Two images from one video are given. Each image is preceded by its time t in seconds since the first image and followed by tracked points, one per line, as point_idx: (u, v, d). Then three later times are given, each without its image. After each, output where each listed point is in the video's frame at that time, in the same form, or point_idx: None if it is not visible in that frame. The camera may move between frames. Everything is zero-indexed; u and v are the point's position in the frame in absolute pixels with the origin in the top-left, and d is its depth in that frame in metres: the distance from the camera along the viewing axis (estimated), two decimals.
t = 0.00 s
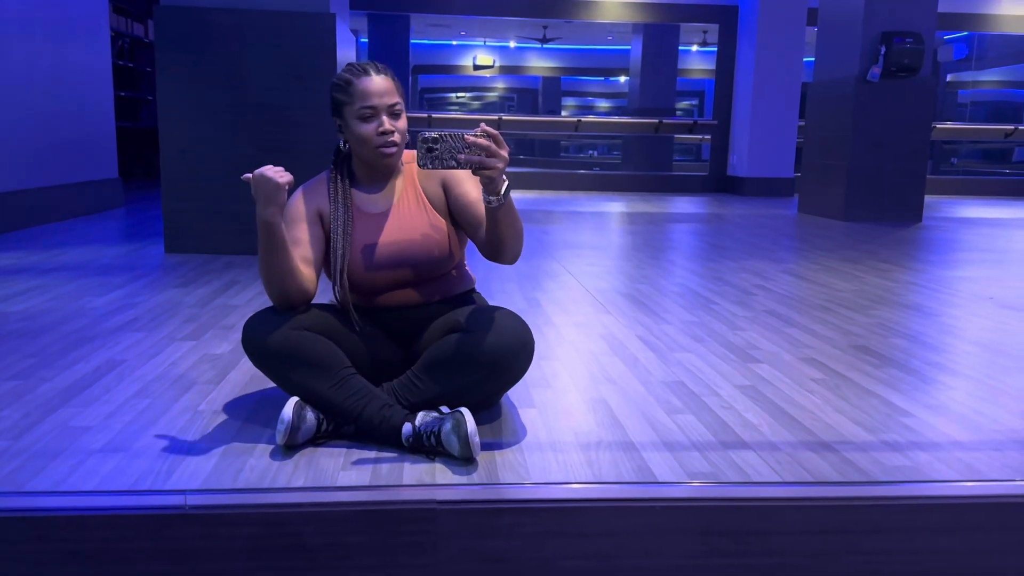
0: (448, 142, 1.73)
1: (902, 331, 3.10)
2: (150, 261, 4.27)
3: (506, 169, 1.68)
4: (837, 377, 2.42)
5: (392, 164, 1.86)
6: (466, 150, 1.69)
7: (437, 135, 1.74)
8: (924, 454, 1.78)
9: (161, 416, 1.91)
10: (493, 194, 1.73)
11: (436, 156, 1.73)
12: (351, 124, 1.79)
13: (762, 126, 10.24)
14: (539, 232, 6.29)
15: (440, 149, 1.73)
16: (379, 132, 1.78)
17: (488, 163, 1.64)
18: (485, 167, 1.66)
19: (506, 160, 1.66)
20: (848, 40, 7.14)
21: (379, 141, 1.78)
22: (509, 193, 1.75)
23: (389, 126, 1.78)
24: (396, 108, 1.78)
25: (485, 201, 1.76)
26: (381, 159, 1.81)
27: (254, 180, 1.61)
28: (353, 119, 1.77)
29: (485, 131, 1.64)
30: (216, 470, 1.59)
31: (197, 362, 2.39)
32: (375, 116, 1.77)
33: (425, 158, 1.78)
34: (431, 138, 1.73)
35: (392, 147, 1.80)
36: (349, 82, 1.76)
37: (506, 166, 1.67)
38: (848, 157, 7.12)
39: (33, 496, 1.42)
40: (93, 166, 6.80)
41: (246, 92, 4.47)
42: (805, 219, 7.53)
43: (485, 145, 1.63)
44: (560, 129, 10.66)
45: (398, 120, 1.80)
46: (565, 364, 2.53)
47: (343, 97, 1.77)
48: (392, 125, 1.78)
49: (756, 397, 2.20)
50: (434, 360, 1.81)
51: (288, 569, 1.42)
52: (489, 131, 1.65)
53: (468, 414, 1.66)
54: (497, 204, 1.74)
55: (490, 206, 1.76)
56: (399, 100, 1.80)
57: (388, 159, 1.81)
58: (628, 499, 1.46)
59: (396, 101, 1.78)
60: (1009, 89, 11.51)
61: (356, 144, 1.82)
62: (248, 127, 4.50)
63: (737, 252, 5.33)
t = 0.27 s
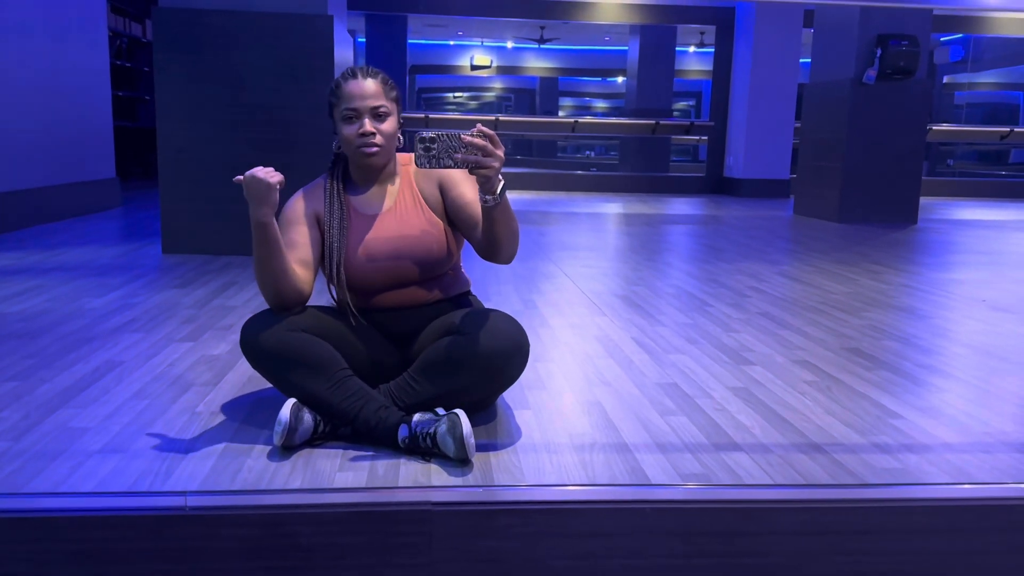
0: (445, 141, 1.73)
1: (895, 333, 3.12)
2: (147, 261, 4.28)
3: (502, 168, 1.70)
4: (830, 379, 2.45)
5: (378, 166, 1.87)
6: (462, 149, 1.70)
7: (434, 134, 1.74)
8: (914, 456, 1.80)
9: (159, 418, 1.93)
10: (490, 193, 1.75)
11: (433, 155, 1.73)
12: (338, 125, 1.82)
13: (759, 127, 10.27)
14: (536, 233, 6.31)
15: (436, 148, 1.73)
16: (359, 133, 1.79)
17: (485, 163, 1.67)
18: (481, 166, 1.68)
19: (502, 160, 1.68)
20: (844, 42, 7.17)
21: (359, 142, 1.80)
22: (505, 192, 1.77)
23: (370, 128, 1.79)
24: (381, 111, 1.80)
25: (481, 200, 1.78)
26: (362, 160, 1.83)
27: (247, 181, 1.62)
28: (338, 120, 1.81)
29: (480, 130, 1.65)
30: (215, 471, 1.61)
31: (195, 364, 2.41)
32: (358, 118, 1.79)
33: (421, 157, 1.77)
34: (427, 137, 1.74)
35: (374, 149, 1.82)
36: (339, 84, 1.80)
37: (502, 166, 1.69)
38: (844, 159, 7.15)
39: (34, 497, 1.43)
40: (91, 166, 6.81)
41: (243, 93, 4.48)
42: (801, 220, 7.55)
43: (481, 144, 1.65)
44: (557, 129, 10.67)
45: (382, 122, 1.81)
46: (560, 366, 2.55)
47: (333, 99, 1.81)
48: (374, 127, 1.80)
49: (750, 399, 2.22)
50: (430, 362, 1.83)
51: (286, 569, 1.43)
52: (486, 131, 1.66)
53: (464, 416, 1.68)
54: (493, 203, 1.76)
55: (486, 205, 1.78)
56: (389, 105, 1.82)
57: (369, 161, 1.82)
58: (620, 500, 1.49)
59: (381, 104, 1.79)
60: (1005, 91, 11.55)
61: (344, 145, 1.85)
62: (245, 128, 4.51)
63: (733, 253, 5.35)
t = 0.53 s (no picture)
0: (444, 141, 1.74)
1: (893, 335, 3.13)
2: (146, 261, 4.28)
3: (500, 168, 1.71)
4: (827, 381, 2.46)
5: (383, 168, 1.87)
6: (461, 149, 1.71)
7: (433, 134, 1.75)
8: (909, 458, 1.81)
9: (158, 417, 1.94)
10: (488, 193, 1.75)
11: (431, 155, 1.74)
12: (342, 126, 1.82)
13: (757, 129, 10.28)
14: (534, 234, 6.32)
15: (435, 148, 1.74)
16: (367, 134, 1.80)
17: (483, 162, 1.68)
18: (479, 166, 1.69)
19: (500, 160, 1.69)
20: (842, 44, 7.19)
21: (366, 143, 1.80)
22: (503, 192, 1.78)
23: (377, 128, 1.80)
24: (386, 112, 1.81)
25: (480, 200, 1.79)
26: (369, 161, 1.83)
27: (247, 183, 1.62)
28: (343, 122, 1.81)
29: (478, 131, 1.65)
30: (214, 470, 1.61)
31: (194, 364, 2.42)
32: (364, 119, 1.80)
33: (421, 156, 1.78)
34: (426, 137, 1.75)
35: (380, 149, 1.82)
36: (342, 86, 1.80)
37: (500, 165, 1.70)
38: (842, 160, 7.16)
39: (34, 496, 1.44)
40: (90, 166, 6.82)
41: (243, 93, 4.49)
42: (799, 222, 7.57)
43: (479, 144, 1.66)
44: (556, 130, 10.68)
45: (387, 123, 1.82)
46: (558, 367, 2.56)
47: (336, 101, 1.81)
48: (381, 128, 1.81)
49: (747, 401, 2.23)
50: (428, 363, 1.84)
51: (285, 568, 1.44)
52: (484, 131, 1.66)
53: (462, 416, 1.69)
54: (491, 203, 1.77)
55: (484, 205, 1.79)
56: (392, 106, 1.83)
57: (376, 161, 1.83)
58: (616, 501, 1.50)
59: (387, 105, 1.80)
60: (1002, 94, 11.57)
61: (348, 146, 1.85)
62: (244, 128, 4.52)
63: (731, 255, 5.37)
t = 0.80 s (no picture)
0: (443, 142, 1.72)
1: (893, 338, 3.12)
2: (146, 261, 4.27)
3: (501, 168, 1.70)
4: (829, 384, 2.45)
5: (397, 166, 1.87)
6: (461, 150, 1.69)
7: (433, 134, 1.73)
8: (913, 462, 1.80)
9: (157, 419, 1.93)
10: (489, 193, 1.74)
11: (432, 155, 1.72)
12: (353, 126, 1.80)
13: (758, 130, 10.27)
14: (534, 234, 6.31)
15: (435, 147, 1.72)
16: (382, 131, 1.79)
17: (483, 163, 1.67)
18: (480, 166, 1.69)
19: (501, 160, 1.68)
20: (843, 46, 7.18)
21: (384, 140, 1.80)
22: (504, 192, 1.77)
23: (392, 123, 1.80)
24: (396, 107, 1.81)
25: (481, 200, 1.78)
26: (386, 159, 1.82)
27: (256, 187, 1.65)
28: (355, 121, 1.79)
29: (479, 130, 1.65)
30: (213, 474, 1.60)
31: (194, 365, 2.41)
32: (377, 116, 1.79)
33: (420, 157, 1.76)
34: (426, 137, 1.73)
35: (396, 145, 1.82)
36: (348, 86, 1.79)
37: (500, 166, 1.69)
38: (843, 162, 7.15)
39: (31, 501, 1.43)
40: (89, 165, 6.81)
41: (243, 93, 4.48)
42: (799, 223, 7.56)
43: (480, 144, 1.65)
44: (557, 131, 10.66)
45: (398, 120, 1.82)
46: (559, 369, 2.55)
47: (343, 101, 1.79)
48: (394, 123, 1.80)
49: (748, 404, 2.22)
50: (429, 365, 1.83)
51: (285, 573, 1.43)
52: (484, 131, 1.66)
53: (462, 419, 1.68)
54: (492, 203, 1.76)
55: (485, 206, 1.78)
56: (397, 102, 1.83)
57: (393, 158, 1.82)
58: (618, 507, 1.49)
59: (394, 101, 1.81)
60: (1003, 95, 11.57)
61: (358, 146, 1.83)
62: (244, 129, 4.51)
63: (731, 256, 5.36)
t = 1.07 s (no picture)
0: (445, 140, 1.71)
1: (893, 338, 3.11)
2: (144, 258, 4.27)
3: (504, 164, 1.69)
4: (826, 383, 2.44)
5: (377, 169, 1.87)
6: (463, 147, 1.69)
7: (434, 133, 1.71)
8: (910, 461, 1.80)
9: (153, 416, 1.92)
10: (492, 189, 1.74)
11: (432, 155, 1.71)
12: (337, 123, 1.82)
13: (759, 130, 10.26)
14: (534, 234, 6.30)
15: (436, 147, 1.70)
16: (355, 137, 1.79)
17: (486, 159, 1.66)
18: (483, 163, 1.67)
19: (503, 156, 1.67)
20: (844, 46, 7.17)
21: (355, 145, 1.80)
22: (508, 188, 1.76)
23: (366, 131, 1.78)
24: (378, 115, 1.78)
25: (485, 196, 1.77)
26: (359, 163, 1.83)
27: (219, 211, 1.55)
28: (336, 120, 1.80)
29: (481, 127, 1.64)
30: (208, 470, 1.60)
31: (191, 362, 2.40)
32: (354, 121, 1.78)
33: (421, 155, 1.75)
34: (427, 137, 1.71)
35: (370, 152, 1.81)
36: (338, 83, 1.78)
37: (503, 162, 1.68)
38: (844, 162, 7.14)
39: (25, 496, 1.42)
40: (89, 163, 6.81)
41: (243, 90, 4.47)
42: (800, 223, 7.55)
43: (483, 141, 1.64)
44: (558, 130, 10.66)
45: (379, 126, 1.79)
46: (557, 368, 2.54)
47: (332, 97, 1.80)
48: (371, 131, 1.79)
49: (746, 402, 2.21)
50: (427, 362, 1.82)
51: (279, 570, 1.43)
52: (487, 128, 1.65)
53: (459, 417, 1.67)
54: (496, 199, 1.76)
55: (489, 202, 1.77)
56: (388, 107, 1.79)
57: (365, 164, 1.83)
58: (614, 505, 1.48)
59: (378, 107, 1.77)
60: (1005, 96, 11.54)
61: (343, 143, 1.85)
62: (243, 126, 4.50)
63: (732, 256, 5.35)
